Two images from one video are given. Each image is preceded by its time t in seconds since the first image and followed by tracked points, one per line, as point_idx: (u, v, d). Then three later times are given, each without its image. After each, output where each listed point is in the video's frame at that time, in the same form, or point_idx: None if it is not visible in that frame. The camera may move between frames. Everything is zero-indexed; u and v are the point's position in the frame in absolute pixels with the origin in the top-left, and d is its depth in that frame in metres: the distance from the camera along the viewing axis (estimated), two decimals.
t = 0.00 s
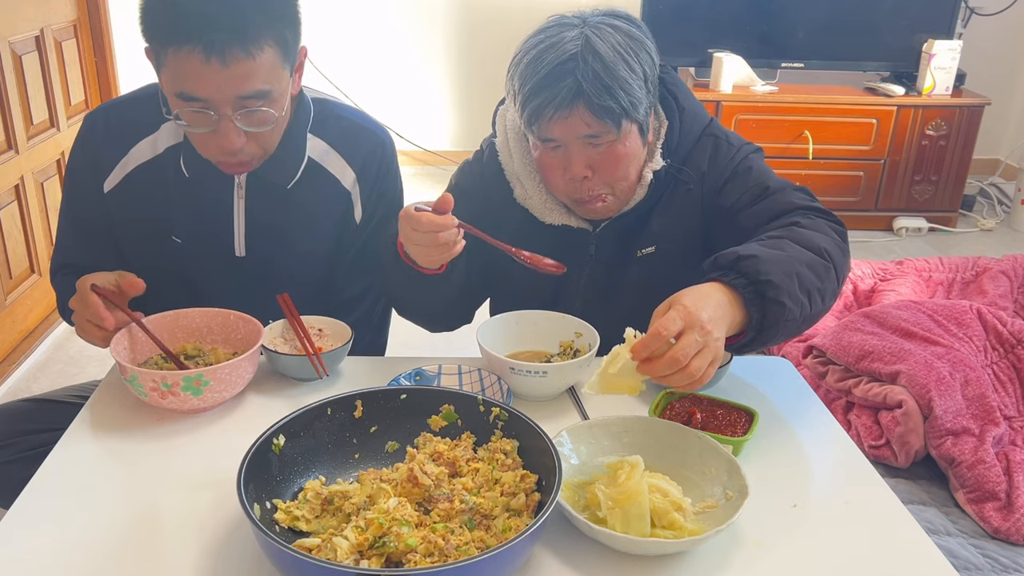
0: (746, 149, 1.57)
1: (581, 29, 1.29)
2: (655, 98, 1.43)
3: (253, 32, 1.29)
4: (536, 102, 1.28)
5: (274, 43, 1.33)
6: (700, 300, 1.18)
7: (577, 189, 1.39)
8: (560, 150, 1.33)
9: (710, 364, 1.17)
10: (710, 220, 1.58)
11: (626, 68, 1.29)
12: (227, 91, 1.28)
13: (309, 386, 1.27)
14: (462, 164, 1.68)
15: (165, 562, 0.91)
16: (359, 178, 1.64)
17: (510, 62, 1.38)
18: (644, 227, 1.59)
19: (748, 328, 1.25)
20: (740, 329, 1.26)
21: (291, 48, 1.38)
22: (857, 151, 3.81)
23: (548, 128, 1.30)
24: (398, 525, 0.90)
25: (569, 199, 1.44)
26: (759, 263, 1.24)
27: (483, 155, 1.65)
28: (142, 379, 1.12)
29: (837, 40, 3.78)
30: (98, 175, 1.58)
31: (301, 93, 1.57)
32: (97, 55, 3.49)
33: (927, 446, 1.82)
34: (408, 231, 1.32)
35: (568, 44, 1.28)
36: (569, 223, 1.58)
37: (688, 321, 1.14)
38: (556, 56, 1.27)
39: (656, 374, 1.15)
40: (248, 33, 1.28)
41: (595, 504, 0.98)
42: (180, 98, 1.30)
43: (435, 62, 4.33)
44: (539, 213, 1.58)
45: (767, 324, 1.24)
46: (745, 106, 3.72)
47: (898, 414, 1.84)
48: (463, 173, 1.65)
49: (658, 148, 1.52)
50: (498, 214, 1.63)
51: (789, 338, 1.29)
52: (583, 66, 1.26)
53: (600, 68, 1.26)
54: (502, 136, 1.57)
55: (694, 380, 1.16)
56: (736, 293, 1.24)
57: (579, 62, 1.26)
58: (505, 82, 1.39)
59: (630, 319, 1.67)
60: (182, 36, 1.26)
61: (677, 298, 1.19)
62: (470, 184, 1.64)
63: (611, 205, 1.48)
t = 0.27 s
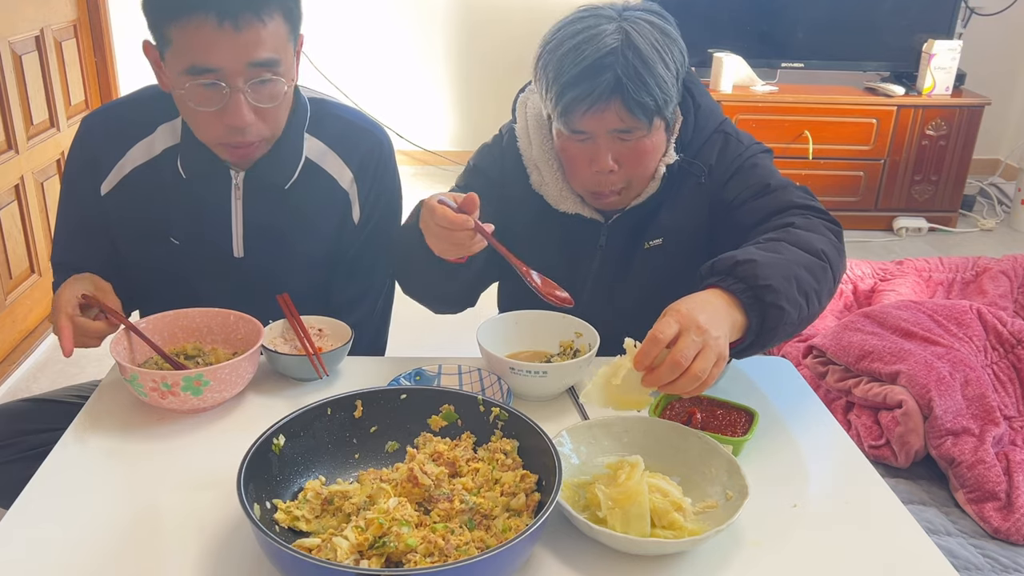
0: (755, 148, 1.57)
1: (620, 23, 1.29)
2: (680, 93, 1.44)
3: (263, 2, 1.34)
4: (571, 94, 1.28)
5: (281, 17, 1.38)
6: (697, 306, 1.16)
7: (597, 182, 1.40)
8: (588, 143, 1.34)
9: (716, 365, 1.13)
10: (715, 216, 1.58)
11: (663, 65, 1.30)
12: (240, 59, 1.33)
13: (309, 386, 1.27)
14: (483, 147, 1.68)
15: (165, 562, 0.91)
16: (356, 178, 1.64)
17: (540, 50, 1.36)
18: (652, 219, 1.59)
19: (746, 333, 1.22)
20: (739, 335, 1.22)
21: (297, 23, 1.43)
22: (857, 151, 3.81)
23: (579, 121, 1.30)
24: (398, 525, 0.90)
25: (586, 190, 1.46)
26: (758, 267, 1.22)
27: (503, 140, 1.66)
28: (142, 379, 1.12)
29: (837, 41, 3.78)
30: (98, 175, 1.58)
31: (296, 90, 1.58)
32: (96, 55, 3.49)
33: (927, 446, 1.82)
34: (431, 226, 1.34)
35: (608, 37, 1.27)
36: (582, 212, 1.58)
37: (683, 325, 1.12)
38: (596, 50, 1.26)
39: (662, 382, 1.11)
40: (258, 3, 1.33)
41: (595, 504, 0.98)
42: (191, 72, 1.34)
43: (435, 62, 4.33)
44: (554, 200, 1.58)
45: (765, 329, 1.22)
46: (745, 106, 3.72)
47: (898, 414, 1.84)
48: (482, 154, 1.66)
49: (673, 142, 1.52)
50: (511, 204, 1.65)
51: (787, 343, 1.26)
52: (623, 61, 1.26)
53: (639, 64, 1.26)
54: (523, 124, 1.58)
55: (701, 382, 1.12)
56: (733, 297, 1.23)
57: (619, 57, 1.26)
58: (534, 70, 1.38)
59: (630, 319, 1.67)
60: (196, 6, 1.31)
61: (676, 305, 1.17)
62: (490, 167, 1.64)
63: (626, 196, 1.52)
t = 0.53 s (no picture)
0: (777, 154, 1.57)
1: (664, 23, 1.28)
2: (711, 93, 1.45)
3: None
4: (616, 94, 1.27)
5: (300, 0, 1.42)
6: (731, 291, 1.20)
7: (626, 180, 1.41)
8: (624, 141, 1.34)
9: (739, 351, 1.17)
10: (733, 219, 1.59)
11: (704, 67, 1.31)
12: (273, 42, 1.36)
13: (309, 386, 1.27)
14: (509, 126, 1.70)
15: (165, 562, 0.90)
16: (355, 178, 1.65)
17: (577, 46, 1.34)
18: (672, 217, 1.60)
19: (771, 329, 1.24)
20: (765, 327, 1.24)
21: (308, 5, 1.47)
22: (857, 151, 3.81)
23: (619, 120, 1.30)
24: (398, 525, 0.90)
25: (613, 187, 1.46)
26: (787, 264, 1.24)
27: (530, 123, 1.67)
28: (142, 379, 1.11)
29: (837, 40, 3.78)
30: (97, 175, 1.58)
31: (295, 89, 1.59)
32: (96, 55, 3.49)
33: (927, 446, 1.82)
34: (529, 225, 1.26)
35: (654, 38, 1.27)
36: (603, 204, 1.58)
37: (717, 306, 1.15)
38: (644, 49, 1.26)
39: (684, 360, 1.15)
40: None
41: (595, 504, 0.98)
42: (226, 60, 1.36)
43: (435, 62, 4.33)
44: (576, 189, 1.57)
45: (789, 325, 1.24)
46: (745, 106, 3.72)
47: (898, 414, 1.84)
48: (506, 136, 1.67)
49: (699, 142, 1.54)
50: (521, 196, 1.66)
51: (807, 342, 1.29)
52: (670, 63, 1.26)
53: (685, 66, 1.27)
54: (550, 114, 1.58)
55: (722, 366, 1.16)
56: (764, 291, 1.25)
57: (666, 59, 1.26)
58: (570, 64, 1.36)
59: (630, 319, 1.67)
60: None
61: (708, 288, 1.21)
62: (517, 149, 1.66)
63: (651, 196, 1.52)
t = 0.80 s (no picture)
0: (804, 168, 1.57)
1: (705, 24, 1.27)
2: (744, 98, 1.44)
3: None
4: (652, 92, 1.25)
5: None
6: (769, 279, 1.24)
7: (652, 180, 1.40)
8: (655, 140, 1.33)
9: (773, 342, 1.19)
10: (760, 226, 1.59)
11: (743, 70, 1.29)
12: (281, 39, 1.36)
13: (309, 385, 1.27)
14: (536, 115, 1.64)
15: (165, 562, 0.90)
16: (355, 178, 1.65)
17: (614, 41, 1.32)
18: (697, 223, 1.59)
19: (801, 326, 1.27)
20: (796, 324, 1.27)
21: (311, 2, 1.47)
22: (857, 151, 3.81)
23: (652, 119, 1.29)
24: (398, 525, 0.90)
25: (638, 186, 1.45)
26: (824, 266, 1.27)
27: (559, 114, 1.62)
28: (142, 379, 1.12)
29: (837, 40, 3.78)
30: (97, 175, 1.58)
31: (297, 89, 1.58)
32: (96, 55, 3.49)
33: (927, 446, 1.82)
34: (598, 251, 1.16)
35: (695, 38, 1.25)
36: (628, 204, 1.56)
37: (760, 293, 1.19)
38: (684, 50, 1.24)
39: (719, 341, 1.18)
40: None
41: (595, 504, 0.98)
42: (237, 59, 1.36)
43: (435, 62, 4.33)
44: (602, 186, 1.54)
45: (819, 325, 1.27)
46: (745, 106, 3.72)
47: (898, 414, 1.84)
48: (533, 125, 1.62)
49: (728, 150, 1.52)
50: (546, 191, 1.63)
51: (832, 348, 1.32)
52: (709, 65, 1.24)
53: (724, 69, 1.25)
54: (578, 107, 1.55)
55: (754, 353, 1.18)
56: (798, 289, 1.27)
57: (706, 60, 1.24)
58: (606, 59, 1.34)
59: (630, 319, 1.67)
60: None
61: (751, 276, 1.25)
62: (546, 140, 1.60)
63: (674, 200, 1.51)
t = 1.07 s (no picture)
0: (821, 185, 1.57)
1: (732, 36, 1.25)
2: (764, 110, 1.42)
3: None
4: (675, 103, 1.23)
5: None
6: (790, 289, 1.26)
7: (668, 190, 1.38)
8: (674, 151, 1.31)
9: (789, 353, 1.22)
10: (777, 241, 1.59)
11: (767, 84, 1.28)
12: (281, 35, 1.35)
13: (309, 385, 1.27)
14: (549, 116, 1.64)
15: (164, 562, 0.90)
16: (357, 181, 1.65)
17: (638, 48, 1.30)
18: (714, 233, 1.59)
19: (815, 336, 1.29)
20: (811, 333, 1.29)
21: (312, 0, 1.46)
22: (857, 151, 3.81)
23: (673, 129, 1.27)
24: (398, 525, 0.91)
25: (653, 195, 1.44)
26: (843, 279, 1.29)
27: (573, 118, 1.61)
28: (142, 379, 1.12)
29: (837, 41, 3.78)
30: (97, 176, 1.58)
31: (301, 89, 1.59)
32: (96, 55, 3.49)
33: (927, 446, 1.82)
34: (618, 274, 1.15)
35: (722, 51, 1.22)
36: (640, 212, 1.55)
37: (784, 305, 1.20)
38: (710, 62, 1.21)
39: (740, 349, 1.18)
40: None
41: (595, 504, 0.98)
42: (237, 54, 1.36)
43: (435, 62, 4.33)
44: (615, 193, 1.54)
45: (833, 337, 1.29)
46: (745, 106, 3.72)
47: (898, 414, 1.84)
48: (546, 127, 1.62)
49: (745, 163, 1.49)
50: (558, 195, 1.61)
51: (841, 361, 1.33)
52: (735, 79, 1.22)
53: (750, 83, 1.23)
54: (593, 112, 1.54)
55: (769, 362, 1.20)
56: (815, 299, 1.29)
57: (732, 73, 1.22)
58: (628, 67, 1.32)
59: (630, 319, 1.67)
60: None
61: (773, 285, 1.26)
62: (558, 142, 1.60)
63: (687, 209, 1.49)
